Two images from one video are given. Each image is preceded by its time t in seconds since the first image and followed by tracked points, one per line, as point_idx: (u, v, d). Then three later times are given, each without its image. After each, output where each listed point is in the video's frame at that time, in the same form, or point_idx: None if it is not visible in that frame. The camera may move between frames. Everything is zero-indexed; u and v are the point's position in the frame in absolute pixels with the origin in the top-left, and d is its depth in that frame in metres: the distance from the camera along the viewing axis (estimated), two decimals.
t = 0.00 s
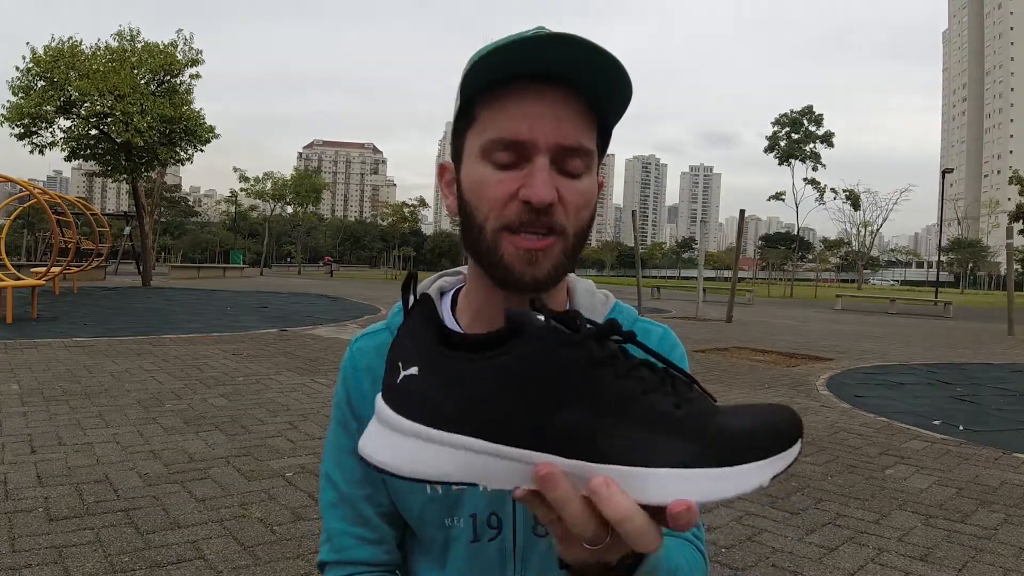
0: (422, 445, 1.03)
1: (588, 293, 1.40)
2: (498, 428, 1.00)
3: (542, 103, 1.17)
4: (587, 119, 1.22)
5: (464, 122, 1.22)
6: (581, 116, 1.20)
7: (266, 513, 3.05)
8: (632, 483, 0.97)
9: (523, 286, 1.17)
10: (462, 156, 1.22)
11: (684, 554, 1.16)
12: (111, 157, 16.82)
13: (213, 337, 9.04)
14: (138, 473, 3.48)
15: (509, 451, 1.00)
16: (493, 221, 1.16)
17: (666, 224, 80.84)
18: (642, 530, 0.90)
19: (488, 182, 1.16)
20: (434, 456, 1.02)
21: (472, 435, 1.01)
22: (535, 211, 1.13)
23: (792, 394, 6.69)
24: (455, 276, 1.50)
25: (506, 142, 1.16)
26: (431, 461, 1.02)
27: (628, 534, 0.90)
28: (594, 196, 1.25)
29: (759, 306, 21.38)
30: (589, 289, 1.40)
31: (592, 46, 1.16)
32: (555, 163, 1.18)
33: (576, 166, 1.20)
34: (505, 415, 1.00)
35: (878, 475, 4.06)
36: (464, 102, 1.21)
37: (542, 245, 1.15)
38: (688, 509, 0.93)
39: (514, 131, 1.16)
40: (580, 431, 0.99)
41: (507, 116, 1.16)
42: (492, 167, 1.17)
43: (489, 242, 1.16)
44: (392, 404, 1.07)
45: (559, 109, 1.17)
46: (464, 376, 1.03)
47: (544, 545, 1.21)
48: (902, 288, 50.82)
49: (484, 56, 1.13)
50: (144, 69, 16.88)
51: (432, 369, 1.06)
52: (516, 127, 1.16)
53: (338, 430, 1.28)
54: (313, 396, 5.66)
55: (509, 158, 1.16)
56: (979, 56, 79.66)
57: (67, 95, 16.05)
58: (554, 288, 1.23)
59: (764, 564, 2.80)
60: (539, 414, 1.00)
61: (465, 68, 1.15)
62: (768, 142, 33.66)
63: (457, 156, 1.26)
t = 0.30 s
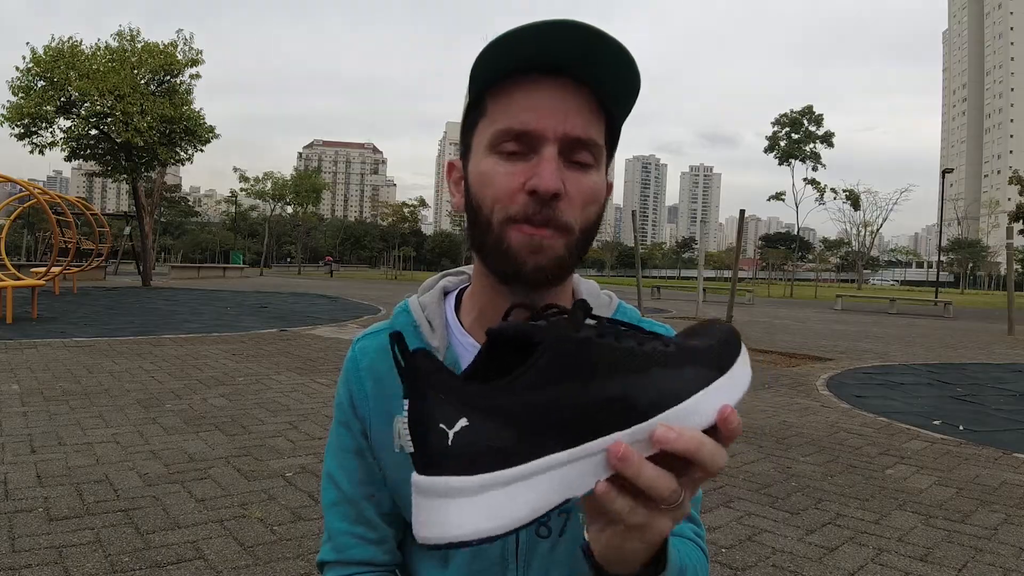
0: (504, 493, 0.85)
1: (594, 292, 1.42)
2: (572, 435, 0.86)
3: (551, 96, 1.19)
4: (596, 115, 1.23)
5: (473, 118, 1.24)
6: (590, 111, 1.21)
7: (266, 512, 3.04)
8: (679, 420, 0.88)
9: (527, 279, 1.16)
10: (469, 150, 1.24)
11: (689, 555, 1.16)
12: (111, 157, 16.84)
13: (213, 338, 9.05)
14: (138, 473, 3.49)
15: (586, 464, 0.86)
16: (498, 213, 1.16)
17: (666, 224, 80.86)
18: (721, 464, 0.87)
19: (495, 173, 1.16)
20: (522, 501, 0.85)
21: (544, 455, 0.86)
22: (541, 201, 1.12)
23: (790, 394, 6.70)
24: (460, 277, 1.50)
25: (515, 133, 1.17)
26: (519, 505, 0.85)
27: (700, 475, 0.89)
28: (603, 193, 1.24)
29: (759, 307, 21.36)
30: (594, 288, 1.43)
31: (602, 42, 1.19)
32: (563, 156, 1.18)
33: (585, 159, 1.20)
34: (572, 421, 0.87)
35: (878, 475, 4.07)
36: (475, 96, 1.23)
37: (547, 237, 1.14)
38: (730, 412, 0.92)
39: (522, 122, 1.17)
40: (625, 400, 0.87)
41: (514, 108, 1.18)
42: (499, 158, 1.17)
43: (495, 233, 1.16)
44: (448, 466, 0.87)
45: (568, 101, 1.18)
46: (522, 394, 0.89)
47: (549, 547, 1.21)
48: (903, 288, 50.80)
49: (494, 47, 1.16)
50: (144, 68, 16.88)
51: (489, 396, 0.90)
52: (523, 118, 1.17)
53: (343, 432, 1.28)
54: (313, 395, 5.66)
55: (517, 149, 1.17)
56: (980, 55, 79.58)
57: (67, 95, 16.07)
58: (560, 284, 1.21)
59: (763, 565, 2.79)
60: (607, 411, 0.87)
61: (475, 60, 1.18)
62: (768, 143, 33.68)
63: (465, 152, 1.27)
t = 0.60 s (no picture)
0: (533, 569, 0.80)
1: (600, 300, 1.42)
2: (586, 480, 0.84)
3: (542, 108, 1.18)
4: (592, 123, 1.21)
5: (470, 136, 1.27)
6: (584, 121, 1.20)
7: (266, 513, 3.04)
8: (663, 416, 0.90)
9: (523, 296, 1.17)
10: (468, 165, 1.27)
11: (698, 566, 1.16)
12: (111, 157, 16.85)
13: (212, 338, 9.05)
14: (138, 473, 3.48)
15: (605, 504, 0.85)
16: (491, 231, 1.18)
17: (666, 225, 80.89)
18: (710, 441, 0.93)
19: (486, 190, 1.18)
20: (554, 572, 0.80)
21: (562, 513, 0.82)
22: (528, 219, 1.13)
23: (790, 394, 6.69)
24: (471, 274, 1.52)
25: (505, 149, 1.18)
26: None
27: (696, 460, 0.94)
28: (603, 203, 1.22)
29: (758, 307, 21.36)
30: (601, 295, 1.43)
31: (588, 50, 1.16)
32: (554, 170, 1.17)
33: (580, 170, 1.18)
34: (578, 465, 0.84)
35: (878, 475, 4.07)
36: (469, 113, 1.26)
37: (539, 253, 1.14)
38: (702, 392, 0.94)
39: (512, 137, 1.18)
40: (626, 421, 0.86)
41: (502, 125, 1.20)
42: (491, 177, 1.19)
43: (488, 250, 1.18)
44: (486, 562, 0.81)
45: (556, 113, 1.18)
46: (534, 459, 0.84)
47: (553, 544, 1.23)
48: (903, 288, 50.80)
49: (476, 69, 1.19)
50: (144, 68, 16.87)
51: (499, 469, 0.84)
52: (511, 134, 1.18)
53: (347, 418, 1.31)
54: (312, 395, 5.66)
55: (508, 166, 1.18)
56: (979, 56, 79.63)
57: (68, 95, 16.08)
58: (559, 297, 1.21)
59: (763, 565, 2.79)
60: (610, 442, 0.86)
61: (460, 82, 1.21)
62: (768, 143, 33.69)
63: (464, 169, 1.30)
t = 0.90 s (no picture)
0: (539, 537, 0.78)
1: (610, 302, 1.41)
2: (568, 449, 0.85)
3: (563, 113, 1.19)
4: (612, 131, 1.22)
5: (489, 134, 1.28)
6: (605, 128, 1.20)
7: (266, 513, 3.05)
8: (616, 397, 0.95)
9: (531, 301, 1.19)
10: (486, 162, 1.27)
11: (703, 560, 1.17)
12: (111, 157, 16.85)
13: (212, 338, 9.05)
14: (138, 474, 3.48)
15: (592, 469, 0.85)
16: (506, 231, 1.19)
17: (665, 225, 80.89)
18: (659, 415, 0.99)
19: (504, 191, 1.19)
20: (561, 538, 0.78)
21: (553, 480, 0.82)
22: (544, 225, 1.14)
23: (791, 394, 6.69)
24: (486, 268, 1.52)
25: (524, 152, 1.19)
26: (560, 543, 0.78)
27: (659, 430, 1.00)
28: (618, 211, 1.23)
29: (758, 306, 21.37)
30: (612, 297, 1.42)
31: (614, 59, 1.17)
32: (573, 175, 1.19)
33: (597, 178, 1.20)
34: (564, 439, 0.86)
35: (878, 475, 4.06)
36: (491, 110, 1.27)
37: (551, 257, 1.16)
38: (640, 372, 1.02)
39: (532, 139, 1.19)
40: (587, 407, 0.91)
41: (523, 125, 1.21)
42: (508, 176, 1.20)
43: (501, 252, 1.19)
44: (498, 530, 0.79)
45: (577, 119, 1.18)
46: (508, 440, 0.85)
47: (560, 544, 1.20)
48: (903, 288, 50.82)
49: (501, 68, 1.19)
50: (144, 68, 16.87)
51: (481, 456, 0.84)
52: (531, 137, 1.19)
53: (350, 373, 1.28)
54: (312, 396, 5.66)
55: (526, 168, 1.19)
56: (979, 55, 79.67)
57: (68, 95, 16.08)
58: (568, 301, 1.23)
59: (763, 565, 2.79)
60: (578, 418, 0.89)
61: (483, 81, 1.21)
62: (768, 142, 33.66)
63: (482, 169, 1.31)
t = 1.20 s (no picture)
0: (524, 506, 0.77)
1: (617, 303, 1.40)
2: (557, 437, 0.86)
3: (588, 119, 1.19)
4: (635, 139, 1.22)
5: (509, 132, 1.27)
6: (628, 135, 1.21)
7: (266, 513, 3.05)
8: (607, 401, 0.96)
9: (545, 307, 1.19)
10: (503, 163, 1.26)
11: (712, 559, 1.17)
12: (110, 157, 16.86)
13: (211, 338, 9.06)
14: (138, 474, 3.48)
15: (582, 453, 0.86)
16: (524, 235, 1.19)
17: (665, 225, 80.85)
18: (654, 420, 1.00)
19: (525, 195, 1.19)
20: (548, 502, 0.78)
21: (540, 459, 0.82)
22: (565, 231, 1.15)
23: (791, 394, 6.69)
24: (492, 269, 1.52)
25: (547, 156, 1.19)
26: (546, 506, 0.77)
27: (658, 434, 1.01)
28: (634, 219, 1.25)
29: (758, 307, 21.36)
30: (618, 297, 1.42)
31: (642, 67, 1.17)
32: (593, 184, 1.19)
33: (617, 186, 1.21)
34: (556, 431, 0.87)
35: (878, 475, 4.06)
36: (511, 108, 1.25)
37: (570, 264, 1.16)
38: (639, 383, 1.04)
39: (555, 144, 1.19)
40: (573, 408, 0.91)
41: (545, 129, 1.20)
42: (529, 179, 1.20)
43: (518, 256, 1.19)
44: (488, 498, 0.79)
45: (601, 125, 1.19)
46: (496, 428, 0.88)
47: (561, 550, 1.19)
48: (903, 288, 50.80)
49: (529, 69, 1.17)
50: (144, 68, 16.88)
51: (469, 440, 0.86)
52: (554, 142, 1.19)
53: (352, 377, 1.28)
54: (311, 396, 5.66)
55: (548, 172, 1.20)
56: (979, 55, 79.60)
57: (68, 95, 16.08)
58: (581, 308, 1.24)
59: (763, 565, 2.79)
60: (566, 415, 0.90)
61: (510, 78, 1.19)
62: (768, 142, 33.60)
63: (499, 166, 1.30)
